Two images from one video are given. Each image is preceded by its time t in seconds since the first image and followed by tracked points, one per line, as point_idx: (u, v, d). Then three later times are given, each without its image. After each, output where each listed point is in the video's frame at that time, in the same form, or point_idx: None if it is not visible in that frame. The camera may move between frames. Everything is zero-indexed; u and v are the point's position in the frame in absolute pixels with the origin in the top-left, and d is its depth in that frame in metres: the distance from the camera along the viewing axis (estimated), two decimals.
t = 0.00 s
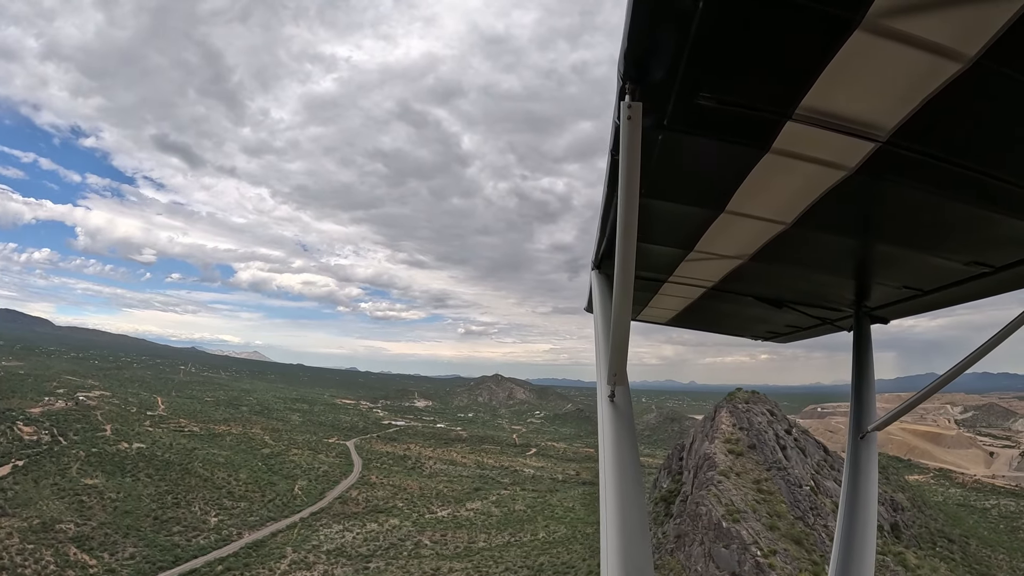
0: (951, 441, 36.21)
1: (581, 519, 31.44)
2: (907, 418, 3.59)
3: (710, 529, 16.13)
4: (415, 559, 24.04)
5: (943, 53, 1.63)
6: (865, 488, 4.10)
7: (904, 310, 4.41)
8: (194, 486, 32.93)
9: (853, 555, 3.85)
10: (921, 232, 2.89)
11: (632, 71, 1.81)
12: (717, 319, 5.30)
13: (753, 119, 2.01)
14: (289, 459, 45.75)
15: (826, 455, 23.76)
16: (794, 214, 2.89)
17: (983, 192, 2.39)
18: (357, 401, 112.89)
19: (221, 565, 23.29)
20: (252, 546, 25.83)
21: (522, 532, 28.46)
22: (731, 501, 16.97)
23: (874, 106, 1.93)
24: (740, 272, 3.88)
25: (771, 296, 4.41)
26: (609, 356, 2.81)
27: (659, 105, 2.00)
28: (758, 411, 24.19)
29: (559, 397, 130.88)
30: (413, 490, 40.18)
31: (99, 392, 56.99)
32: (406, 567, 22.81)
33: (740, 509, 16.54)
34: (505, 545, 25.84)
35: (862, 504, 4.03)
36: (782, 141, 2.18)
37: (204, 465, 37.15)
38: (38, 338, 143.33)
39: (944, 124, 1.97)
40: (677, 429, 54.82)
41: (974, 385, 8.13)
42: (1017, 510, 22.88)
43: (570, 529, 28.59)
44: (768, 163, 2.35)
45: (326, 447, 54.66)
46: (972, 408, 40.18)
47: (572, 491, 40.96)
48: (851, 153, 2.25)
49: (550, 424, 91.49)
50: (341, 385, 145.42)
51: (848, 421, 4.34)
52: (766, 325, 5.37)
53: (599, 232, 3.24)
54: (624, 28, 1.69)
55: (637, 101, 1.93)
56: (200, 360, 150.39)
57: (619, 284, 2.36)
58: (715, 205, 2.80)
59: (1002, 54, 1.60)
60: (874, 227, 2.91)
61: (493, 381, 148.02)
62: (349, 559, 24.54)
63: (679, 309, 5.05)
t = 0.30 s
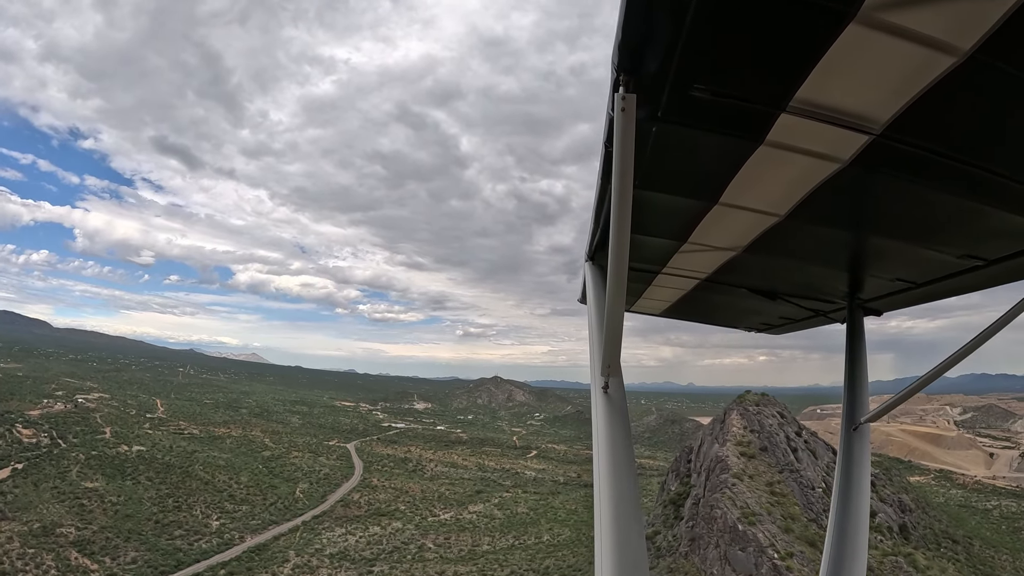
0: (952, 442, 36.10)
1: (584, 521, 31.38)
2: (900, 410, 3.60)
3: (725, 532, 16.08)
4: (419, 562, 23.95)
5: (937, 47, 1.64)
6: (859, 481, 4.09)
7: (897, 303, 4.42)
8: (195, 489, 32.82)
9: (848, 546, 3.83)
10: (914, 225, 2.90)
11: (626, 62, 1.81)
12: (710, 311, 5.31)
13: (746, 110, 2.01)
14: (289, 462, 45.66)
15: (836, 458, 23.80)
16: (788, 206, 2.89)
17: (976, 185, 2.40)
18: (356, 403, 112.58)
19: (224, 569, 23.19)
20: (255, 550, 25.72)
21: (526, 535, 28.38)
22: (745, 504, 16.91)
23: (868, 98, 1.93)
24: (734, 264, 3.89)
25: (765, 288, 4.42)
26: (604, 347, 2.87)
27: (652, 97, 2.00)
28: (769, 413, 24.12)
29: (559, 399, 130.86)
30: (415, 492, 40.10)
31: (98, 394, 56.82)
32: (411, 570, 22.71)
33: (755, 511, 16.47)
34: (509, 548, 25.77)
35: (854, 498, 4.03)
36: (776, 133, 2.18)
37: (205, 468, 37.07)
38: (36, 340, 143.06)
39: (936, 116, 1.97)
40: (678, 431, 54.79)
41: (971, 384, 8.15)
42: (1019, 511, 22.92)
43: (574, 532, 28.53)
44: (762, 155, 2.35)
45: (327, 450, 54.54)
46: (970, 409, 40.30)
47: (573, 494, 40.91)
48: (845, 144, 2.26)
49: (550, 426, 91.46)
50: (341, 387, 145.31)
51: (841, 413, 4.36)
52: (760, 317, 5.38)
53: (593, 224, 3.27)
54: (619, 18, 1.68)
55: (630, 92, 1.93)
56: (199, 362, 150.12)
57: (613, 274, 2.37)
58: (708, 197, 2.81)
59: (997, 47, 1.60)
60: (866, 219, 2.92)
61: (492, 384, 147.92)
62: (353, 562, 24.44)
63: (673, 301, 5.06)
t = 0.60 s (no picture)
0: (951, 444, 36.05)
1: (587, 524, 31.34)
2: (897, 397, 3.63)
3: (740, 536, 15.78)
4: (424, 566, 23.88)
5: (936, 36, 1.64)
6: (857, 467, 4.12)
7: (894, 291, 4.44)
8: (196, 492, 32.70)
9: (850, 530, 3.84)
10: (913, 213, 2.91)
11: (623, 51, 1.81)
12: (708, 300, 5.33)
13: (743, 99, 2.02)
14: (289, 464, 45.56)
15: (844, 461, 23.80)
16: (785, 196, 2.90)
17: (976, 173, 2.40)
18: (355, 405, 112.43)
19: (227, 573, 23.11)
20: (257, 554, 25.62)
21: (530, 539, 28.31)
22: (760, 507, 16.62)
23: (866, 88, 1.94)
24: (732, 252, 3.90)
25: (762, 277, 4.44)
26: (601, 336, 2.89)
27: (650, 86, 2.01)
28: (779, 416, 24.02)
29: (558, 401, 130.68)
30: (417, 495, 40.02)
31: (96, 396, 56.65)
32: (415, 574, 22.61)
33: (770, 515, 16.22)
34: (513, 552, 25.68)
35: (851, 486, 4.03)
36: (775, 122, 2.19)
37: (205, 471, 36.98)
38: (34, 342, 142.74)
39: (934, 106, 1.98)
40: (678, 433, 54.79)
41: (970, 383, 8.19)
42: (1019, 513, 23.01)
43: (578, 535, 28.48)
44: (759, 145, 2.36)
45: (327, 453, 54.39)
46: (970, 411, 40.43)
47: (575, 497, 40.86)
48: (843, 134, 2.27)
49: (549, 429, 91.44)
50: (340, 389, 145.07)
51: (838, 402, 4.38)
52: (758, 306, 5.41)
53: (590, 213, 3.30)
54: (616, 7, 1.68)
55: (627, 81, 1.94)
56: (198, 364, 149.90)
57: (610, 262, 2.38)
58: (706, 185, 2.82)
59: (995, 36, 1.61)
60: (864, 209, 2.94)
61: (492, 386, 147.90)
62: (357, 566, 24.37)
63: (670, 290, 5.08)
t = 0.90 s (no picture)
0: (951, 446, 36.09)
1: (589, 526, 31.24)
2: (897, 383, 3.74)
3: (755, 539, 15.40)
4: (426, 571, 23.76)
5: (936, 20, 1.69)
6: (860, 452, 4.23)
7: (898, 277, 4.53)
8: (195, 495, 32.61)
9: (851, 512, 4.01)
10: (918, 198, 2.98)
11: (624, 41, 1.88)
12: (711, 285, 5.46)
13: (745, 84, 2.09)
14: (289, 467, 45.39)
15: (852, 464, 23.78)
16: (787, 181, 3.00)
17: (975, 158, 2.49)
18: (354, 408, 112.18)
19: None
20: (258, 558, 25.54)
21: (532, 542, 28.23)
22: (774, 510, 16.24)
23: (868, 72, 2.01)
24: (733, 238, 4.02)
25: (763, 263, 4.54)
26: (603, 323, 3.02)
27: (650, 74, 2.08)
28: (788, 419, 23.99)
29: (558, 404, 130.49)
30: (417, 498, 39.89)
31: (94, 398, 56.45)
32: None
33: (784, 518, 15.86)
34: (516, 555, 25.62)
35: (853, 472, 4.16)
36: (777, 107, 2.26)
37: (204, 474, 36.86)
38: (31, 344, 142.22)
39: (934, 91, 2.06)
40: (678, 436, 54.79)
41: (970, 384, 8.27)
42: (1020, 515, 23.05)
43: (581, 538, 28.37)
44: (762, 130, 2.45)
45: (326, 455, 54.25)
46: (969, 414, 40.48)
47: (576, 500, 40.72)
48: (846, 119, 2.35)
49: (549, 432, 91.29)
50: (338, 391, 144.73)
51: (841, 390, 4.51)
52: (760, 292, 5.52)
53: (592, 201, 3.44)
54: None
55: (629, 68, 2.01)
56: (195, 366, 149.46)
57: (613, 249, 2.45)
58: (707, 172, 2.93)
59: (995, 21, 1.67)
60: (866, 194, 3.02)
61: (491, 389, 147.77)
62: (358, 570, 24.23)
63: (672, 276, 5.23)
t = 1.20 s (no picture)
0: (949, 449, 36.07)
1: (591, 529, 31.20)
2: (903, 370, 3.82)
3: (769, 543, 15.33)
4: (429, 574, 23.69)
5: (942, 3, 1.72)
6: (866, 438, 4.34)
7: (906, 261, 4.55)
8: (196, 498, 32.51)
9: (855, 499, 4.14)
10: (927, 182, 3.00)
11: (629, 24, 1.94)
12: (718, 270, 5.50)
13: (750, 68, 2.14)
14: (289, 469, 45.29)
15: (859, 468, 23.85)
16: (793, 166, 3.04)
17: (984, 142, 2.51)
18: (353, 410, 111.92)
19: None
20: (259, 562, 25.48)
21: (536, 545, 28.16)
22: (788, 513, 16.11)
23: (875, 57, 2.04)
24: (740, 223, 4.07)
25: (770, 248, 4.58)
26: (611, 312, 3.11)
27: (656, 58, 2.14)
28: (798, 422, 23.97)
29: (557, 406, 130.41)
30: (419, 501, 39.81)
31: (93, 399, 56.24)
32: None
33: (799, 521, 15.70)
34: (520, 558, 25.54)
35: (862, 459, 4.26)
36: (783, 91, 2.31)
37: (204, 476, 36.79)
38: (28, 345, 141.65)
39: (940, 75, 2.08)
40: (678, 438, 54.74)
41: (973, 385, 8.30)
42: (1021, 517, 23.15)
43: (584, 541, 28.35)
44: (768, 115, 2.49)
45: (326, 458, 54.11)
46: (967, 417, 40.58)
47: (577, 502, 40.65)
48: (853, 103, 2.37)
49: (548, 434, 91.23)
50: (337, 393, 144.41)
51: (850, 375, 4.57)
52: (767, 277, 5.55)
53: (599, 187, 3.51)
54: None
55: (633, 53, 2.06)
56: (193, 368, 149.06)
57: (620, 236, 2.49)
58: (714, 156, 2.97)
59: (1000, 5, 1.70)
60: (874, 179, 3.05)
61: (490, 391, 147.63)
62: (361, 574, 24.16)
63: (679, 261, 5.29)
